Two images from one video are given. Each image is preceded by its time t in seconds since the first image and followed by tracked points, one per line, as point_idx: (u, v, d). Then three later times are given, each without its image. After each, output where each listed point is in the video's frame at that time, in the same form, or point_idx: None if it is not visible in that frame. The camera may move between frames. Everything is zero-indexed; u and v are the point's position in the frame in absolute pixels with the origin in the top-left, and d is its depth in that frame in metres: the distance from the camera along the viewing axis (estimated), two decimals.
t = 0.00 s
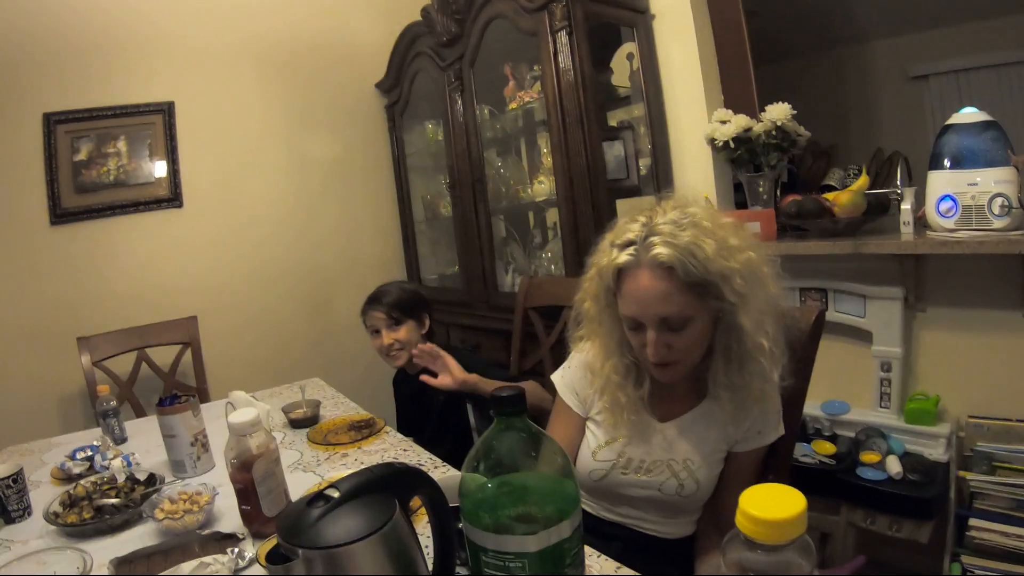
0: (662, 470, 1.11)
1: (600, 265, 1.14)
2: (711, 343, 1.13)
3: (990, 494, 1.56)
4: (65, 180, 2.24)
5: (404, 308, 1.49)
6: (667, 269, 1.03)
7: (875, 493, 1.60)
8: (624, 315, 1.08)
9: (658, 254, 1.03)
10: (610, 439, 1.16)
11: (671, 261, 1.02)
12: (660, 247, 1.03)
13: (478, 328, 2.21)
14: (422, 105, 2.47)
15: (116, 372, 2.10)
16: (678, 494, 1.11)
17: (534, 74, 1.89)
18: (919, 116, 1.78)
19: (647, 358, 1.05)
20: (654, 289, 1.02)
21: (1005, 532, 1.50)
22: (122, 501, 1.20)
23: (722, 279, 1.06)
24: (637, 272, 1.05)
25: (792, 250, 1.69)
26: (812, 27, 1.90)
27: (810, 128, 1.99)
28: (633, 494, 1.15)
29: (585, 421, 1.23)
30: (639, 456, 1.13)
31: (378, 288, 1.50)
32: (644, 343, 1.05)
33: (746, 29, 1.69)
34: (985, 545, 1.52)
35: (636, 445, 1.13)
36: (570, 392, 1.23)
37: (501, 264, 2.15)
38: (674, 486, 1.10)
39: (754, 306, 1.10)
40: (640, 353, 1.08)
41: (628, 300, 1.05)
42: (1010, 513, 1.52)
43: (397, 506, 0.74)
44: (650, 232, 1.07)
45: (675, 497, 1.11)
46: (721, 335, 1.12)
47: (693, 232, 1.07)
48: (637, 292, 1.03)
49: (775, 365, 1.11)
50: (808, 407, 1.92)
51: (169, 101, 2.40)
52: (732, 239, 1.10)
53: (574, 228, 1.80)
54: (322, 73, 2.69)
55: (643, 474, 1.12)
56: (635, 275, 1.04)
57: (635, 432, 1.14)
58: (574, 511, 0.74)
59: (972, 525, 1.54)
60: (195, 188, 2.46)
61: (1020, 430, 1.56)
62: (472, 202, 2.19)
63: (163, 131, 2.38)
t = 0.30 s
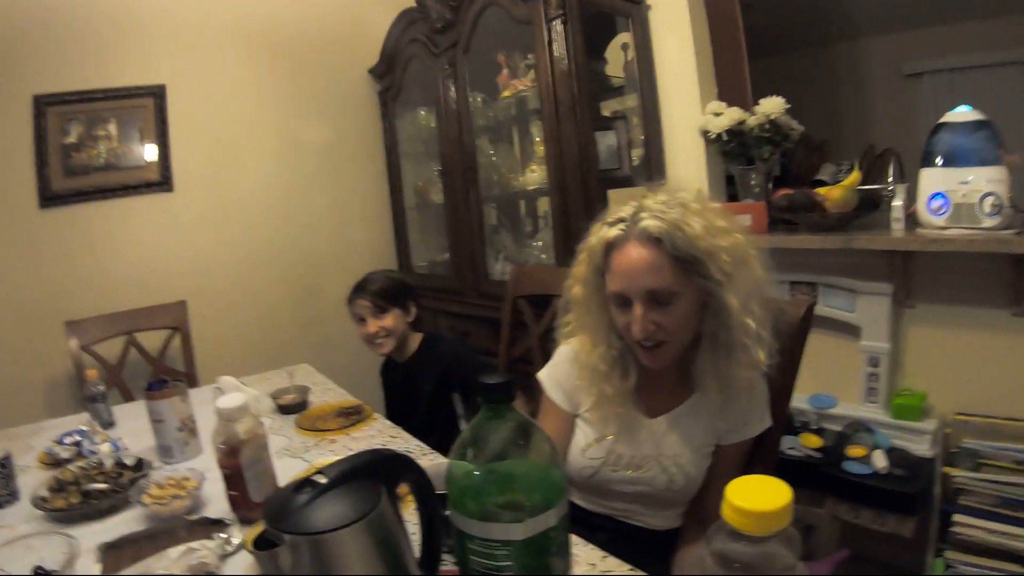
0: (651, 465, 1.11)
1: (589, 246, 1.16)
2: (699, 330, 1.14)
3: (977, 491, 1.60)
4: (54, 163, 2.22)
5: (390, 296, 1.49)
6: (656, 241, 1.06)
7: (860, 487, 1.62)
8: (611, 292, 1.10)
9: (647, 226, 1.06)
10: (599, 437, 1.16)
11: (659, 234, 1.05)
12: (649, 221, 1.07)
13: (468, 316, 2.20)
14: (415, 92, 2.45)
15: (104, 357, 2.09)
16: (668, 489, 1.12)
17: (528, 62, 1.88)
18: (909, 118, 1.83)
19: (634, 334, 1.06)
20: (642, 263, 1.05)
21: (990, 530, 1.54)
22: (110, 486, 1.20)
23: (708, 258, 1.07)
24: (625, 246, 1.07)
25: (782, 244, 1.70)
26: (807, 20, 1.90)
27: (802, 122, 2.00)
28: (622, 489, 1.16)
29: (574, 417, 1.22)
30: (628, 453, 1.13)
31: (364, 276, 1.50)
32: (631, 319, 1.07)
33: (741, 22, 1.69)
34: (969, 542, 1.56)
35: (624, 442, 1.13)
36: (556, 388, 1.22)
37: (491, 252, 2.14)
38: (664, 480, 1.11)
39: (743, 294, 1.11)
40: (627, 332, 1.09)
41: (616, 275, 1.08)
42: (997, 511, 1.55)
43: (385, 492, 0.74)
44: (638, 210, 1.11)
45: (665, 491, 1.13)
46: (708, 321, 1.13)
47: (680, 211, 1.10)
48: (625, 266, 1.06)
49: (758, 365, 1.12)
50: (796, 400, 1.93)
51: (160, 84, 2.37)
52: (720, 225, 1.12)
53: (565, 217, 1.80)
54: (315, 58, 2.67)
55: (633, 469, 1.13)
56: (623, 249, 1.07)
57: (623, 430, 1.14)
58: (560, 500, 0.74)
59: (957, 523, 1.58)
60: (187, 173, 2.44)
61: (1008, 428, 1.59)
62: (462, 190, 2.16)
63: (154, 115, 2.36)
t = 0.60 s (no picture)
0: (632, 456, 1.12)
1: (569, 225, 1.18)
2: (681, 307, 1.15)
3: (953, 485, 1.60)
4: (35, 142, 2.17)
5: (371, 282, 1.48)
6: (635, 208, 1.09)
7: (838, 479, 1.66)
8: (590, 265, 1.12)
9: (627, 195, 1.10)
10: (578, 428, 1.16)
11: (638, 202, 1.09)
12: (628, 191, 1.11)
13: (449, 302, 2.20)
14: (401, 77, 2.43)
15: (83, 340, 2.06)
16: (649, 479, 1.13)
17: (515, 49, 1.88)
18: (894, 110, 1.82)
19: (613, 304, 1.08)
20: (623, 231, 1.07)
21: (967, 525, 1.54)
22: (86, 470, 1.18)
23: (688, 228, 1.11)
24: (605, 217, 1.10)
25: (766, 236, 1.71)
26: (795, 14, 1.90)
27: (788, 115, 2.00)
28: (603, 480, 1.17)
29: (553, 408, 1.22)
30: (607, 444, 1.13)
31: (343, 261, 1.48)
32: (611, 289, 1.08)
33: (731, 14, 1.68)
34: (945, 536, 1.57)
35: (603, 433, 1.14)
36: (535, 380, 1.22)
37: (474, 239, 2.14)
38: (645, 471, 1.12)
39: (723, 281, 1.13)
40: (606, 304, 1.10)
41: (595, 245, 1.10)
42: (972, 505, 1.56)
43: (359, 476, 0.73)
44: (617, 185, 1.14)
45: (645, 482, 1.14)
46: (691, 295, 1.14)
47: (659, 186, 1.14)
48: (605, 235, 1.09)
49: (737, 343, 1.13)
50: (776, 391, 1.95)
51: (145, 64, 2.33)
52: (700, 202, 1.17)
53: (548, 205, 1.81)
54: (301, 40, 2.64)
55: (614, 460, 1.14)
56: (604, 220, 1.10)
57: (604, 422, 1.14)
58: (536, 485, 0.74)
59: (934, 516, 1.58)
60: (171, 155, 2.41)
61: (984, 424, 1.60)
62: (446, 176, 2.15)
63: (138, 95, 2.32)
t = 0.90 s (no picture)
0: (622, 449, 1.12)
1: (563, 216, 1.19)
2: (674, 299, 1.16)
3: (946, 477, 1.60)
4: (23, 138, 2.15)
5: (361, 277, 1.47)
6: (628, 198, 1.09)
7: (828, 471, 1.66)
8: (583, 254, 1.13)
9: (620, 185, 1.10)
10: (569, 422, 1.16)
11: (631, 192, 1.09)
12: (621, 180, 1.11)
13: (441, 296, 2.19)
14: (392, 70, 2.42)
15: (74, 336, 2.05)
16: (639, 472, 1.13)
17: (506, 41, 1.87)
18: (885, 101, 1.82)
19: (606, 294, 1.08)
20: (615, 219, 1.08)
21: (959, 516, 1.55)
22: (76, 467, 1.18)
23: (680, 219, 1.11)
24: (598, 207, 1.11)
25: (757, 229, 1.71)
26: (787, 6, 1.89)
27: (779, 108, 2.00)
28: (593, 473, 1.17)
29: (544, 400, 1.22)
30: (597, 436, 1.13)
31: (333, 255, 1.47)
32: (604, 277, 1.08)
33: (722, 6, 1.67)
34: (937, 528, 1.57)
35: (593, 426, 1.14)
36: (527, 371, 1.22)
37: (465, 232, 2.13)
38: (634, 464, 1.12)
39: (716, 273, 1.13)
40: (599, 294, 1.10)
41: (588, 235, 1.10)
42: (965, 497, 1.56)
43: (348, 471, 0.74)
44: (611, 176, 1.15)
45: (635, 475, 1.14)
46: (684, 286, 1.14)
47: (652, 177, 1.14)
48: (598, 225, 1.09)
49: (729, 335, 1.14)
50: (768, 384, 1.96)
51: (134, 58, 2.31)
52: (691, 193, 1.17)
53: (539, 198, 1.80)
54: (291, 34, 2.62)
55: (603, 452, 1.14)
56: (596, 210, 1.11)
57: (594, 414, 1.14)
58: (525, 478, 0.74)
59: (926, 508, 1.59)
60: (161, 150, 2.40)
61: (975, 416, 1.61)
62: (437, 169, 2.14)
63: (127, 89, 2.29)
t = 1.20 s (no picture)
0: (617, 443, 1.12)
1: (561, 211, 1.19)
2: (669, 295, 1.16)
3: (944, 473, 1.60)
4: (19, 136, 2.14)
5: (358, 273, 1.47)
6: (624, 193, 1.10)
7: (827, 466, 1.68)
8: (579, 248, 1.13)
9: (616, 180, 1.11)
10: (565, 417, 1.16)
11: (627, 187, 1.10)
12: (617, 176, 1.11)
13: (438, 293, 2.19)
14: (388, 66, 2.41)
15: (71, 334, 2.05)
16: (635, 468, 1.13)
17: (502, 37, 1.86)
18: (881, 97, 1.82)
19: (600, 287, 1.08)
20: (611, 214, 1.08)
21: (955, 511, 1.56)
22: (75, 465, 1.18)
23: (675, 215, 1.11)
24: (595, 202, 1.11)
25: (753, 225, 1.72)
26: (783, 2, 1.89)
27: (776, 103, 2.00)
28: (590, 469, 1.16)
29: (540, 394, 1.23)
30: (592, 431, 1.14)
31: (330, 251, 1.47)
32: (599, 270, 1.09)
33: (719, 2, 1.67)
34: (933, 523, 1.58)
35: (589, 419, 1.14)
36: (522, 365, 1.23)
37: (462, 229, 2.13)
38: (630, 459, 1.12)
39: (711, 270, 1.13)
40: (594, 286, 1.10)
41: (584, 229, 1.11)
42: (963, 493, 1.57)
43: (346, 468, 0.74)
44: (608, 172, 1.15)
45: (630, 470, 1.14)
46: (678, 282, 1.14)
47: (648, 174, 1.14)
48: (594, 219, 1.09)
49: (724, 332, 1.13)
50: (765, 379, 1.97)
51: (130, 56, 2.30)
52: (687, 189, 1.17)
53: (536, 194, 1.80)
54: (286, 30, 2.61)
55: (599, 447, 1.14)
56: (593, 205, 1.11)
57: (590, 408, 1.14)
58: (523, 475, 0.74)
59: (923, 504, 1.59)
60: (158, 148, 2.39)
61: (971, 411, 1.61)
62: (434, 165, 2.14)
63: (123, 87, 2.29)
